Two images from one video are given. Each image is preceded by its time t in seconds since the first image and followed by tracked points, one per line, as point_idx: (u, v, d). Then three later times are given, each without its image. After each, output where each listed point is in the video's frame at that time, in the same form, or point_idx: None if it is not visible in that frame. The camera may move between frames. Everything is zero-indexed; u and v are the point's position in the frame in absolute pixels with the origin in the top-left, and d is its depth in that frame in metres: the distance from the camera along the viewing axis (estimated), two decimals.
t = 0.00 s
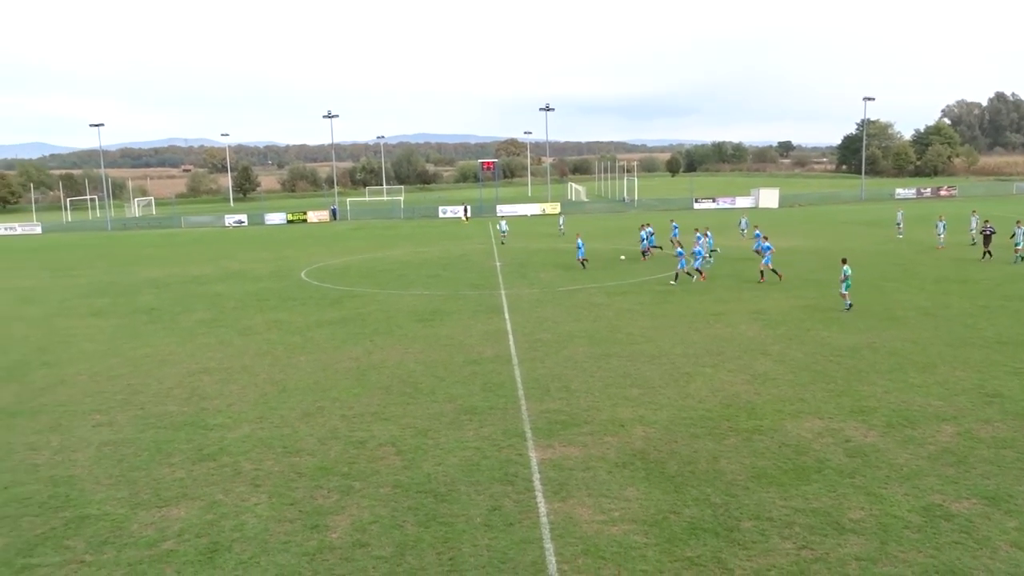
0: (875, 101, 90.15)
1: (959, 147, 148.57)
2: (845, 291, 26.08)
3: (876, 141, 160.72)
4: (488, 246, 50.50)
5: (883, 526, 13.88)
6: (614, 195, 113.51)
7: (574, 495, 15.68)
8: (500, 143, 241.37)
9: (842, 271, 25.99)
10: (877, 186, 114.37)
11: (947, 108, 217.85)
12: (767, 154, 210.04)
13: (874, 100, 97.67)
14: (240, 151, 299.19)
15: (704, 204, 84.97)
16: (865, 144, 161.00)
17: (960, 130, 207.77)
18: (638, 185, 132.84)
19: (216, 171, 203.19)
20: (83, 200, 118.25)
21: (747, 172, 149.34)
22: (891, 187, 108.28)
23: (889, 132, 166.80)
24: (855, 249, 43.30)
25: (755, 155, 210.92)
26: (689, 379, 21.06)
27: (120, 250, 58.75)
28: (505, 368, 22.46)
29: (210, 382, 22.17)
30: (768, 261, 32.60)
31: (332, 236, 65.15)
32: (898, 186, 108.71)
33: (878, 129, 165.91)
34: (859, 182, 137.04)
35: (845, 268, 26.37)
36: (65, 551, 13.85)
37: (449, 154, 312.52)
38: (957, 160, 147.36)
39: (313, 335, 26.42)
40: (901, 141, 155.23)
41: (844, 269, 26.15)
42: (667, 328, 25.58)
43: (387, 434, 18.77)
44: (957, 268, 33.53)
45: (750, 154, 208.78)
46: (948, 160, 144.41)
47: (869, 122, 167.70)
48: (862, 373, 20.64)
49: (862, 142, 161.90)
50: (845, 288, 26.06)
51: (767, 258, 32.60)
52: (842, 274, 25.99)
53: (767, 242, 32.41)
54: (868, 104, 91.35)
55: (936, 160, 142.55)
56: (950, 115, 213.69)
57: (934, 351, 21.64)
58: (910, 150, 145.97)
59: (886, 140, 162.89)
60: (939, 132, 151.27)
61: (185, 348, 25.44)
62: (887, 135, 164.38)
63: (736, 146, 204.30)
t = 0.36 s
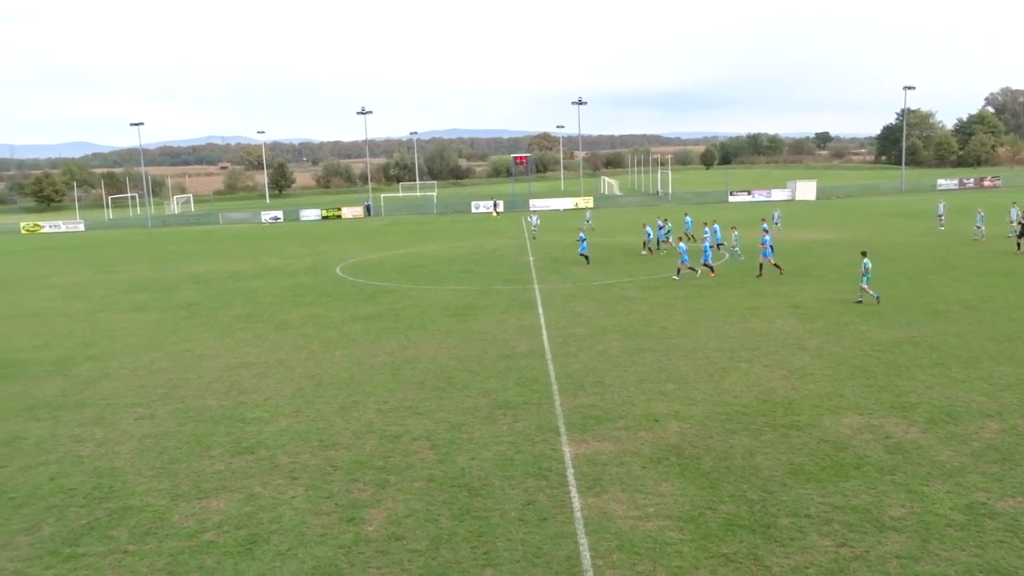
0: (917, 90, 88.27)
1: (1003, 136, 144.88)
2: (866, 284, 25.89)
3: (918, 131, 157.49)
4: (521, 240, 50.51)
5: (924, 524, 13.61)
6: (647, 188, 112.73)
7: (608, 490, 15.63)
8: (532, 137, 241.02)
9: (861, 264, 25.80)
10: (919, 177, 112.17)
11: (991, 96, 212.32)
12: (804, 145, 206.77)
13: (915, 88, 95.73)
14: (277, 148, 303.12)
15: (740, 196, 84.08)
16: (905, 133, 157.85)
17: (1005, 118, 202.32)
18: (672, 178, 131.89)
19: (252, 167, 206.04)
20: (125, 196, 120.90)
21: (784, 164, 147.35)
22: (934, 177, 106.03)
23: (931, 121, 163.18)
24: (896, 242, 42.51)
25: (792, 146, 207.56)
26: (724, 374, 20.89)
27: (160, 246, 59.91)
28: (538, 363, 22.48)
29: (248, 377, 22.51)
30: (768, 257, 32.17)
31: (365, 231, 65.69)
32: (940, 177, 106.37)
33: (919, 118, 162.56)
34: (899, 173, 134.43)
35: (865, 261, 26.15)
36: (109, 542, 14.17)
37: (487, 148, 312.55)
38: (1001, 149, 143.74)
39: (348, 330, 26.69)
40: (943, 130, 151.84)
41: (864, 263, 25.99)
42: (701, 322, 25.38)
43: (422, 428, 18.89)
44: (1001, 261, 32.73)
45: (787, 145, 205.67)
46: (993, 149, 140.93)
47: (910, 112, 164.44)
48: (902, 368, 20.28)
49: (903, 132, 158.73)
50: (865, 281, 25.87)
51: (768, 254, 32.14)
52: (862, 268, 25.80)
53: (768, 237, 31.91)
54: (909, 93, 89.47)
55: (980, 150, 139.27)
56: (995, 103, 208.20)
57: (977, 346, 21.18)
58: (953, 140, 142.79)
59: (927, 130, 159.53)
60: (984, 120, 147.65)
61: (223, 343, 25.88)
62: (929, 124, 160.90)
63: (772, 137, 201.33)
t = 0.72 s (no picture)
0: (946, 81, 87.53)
1: None
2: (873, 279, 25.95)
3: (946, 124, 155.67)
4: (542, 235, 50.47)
5: (952, 521, 13.41)
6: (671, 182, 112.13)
7: (631, 485, 15.56)
8: (554, 132, 240.93)
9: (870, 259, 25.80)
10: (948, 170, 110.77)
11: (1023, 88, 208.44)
12: (830, 138, 204.56)
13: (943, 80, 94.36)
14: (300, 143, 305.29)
15: (765, 190, 83.42)
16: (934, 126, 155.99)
17: None
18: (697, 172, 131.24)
19: (277, 163, 207.83)
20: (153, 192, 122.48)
21: (810, 159, 146.20)
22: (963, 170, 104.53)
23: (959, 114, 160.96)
24: (924, 235, 41.98)
25: (818, 139, 205.22)
26: (748, 369, 20.77)
27: (185, 241, 60.58)
28: (561, 357, 22.46)
29: (273, 371, 22.69)
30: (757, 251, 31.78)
31: (387, 226, 66.00)
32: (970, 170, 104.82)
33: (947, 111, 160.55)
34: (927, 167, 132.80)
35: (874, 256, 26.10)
36: (136, 533, 14.35)
37: (509, 143, 312.55)
38: None
39: (371, 324, 26.82)
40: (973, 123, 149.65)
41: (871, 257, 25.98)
42: (725, 317, 25.23)
43: (444, 422, 18.94)
44: None
45: (813, 139, 203.53)
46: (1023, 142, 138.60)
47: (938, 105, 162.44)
48: (929, 364, 20.01)
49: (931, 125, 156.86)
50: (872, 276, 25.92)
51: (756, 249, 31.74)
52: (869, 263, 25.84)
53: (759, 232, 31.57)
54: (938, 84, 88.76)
55: (1010, 143, 137.20)
56: None
57: (1006, 342, 20.86)
58: (982, 133, 140.95)
59: (956, 122, 157.59)
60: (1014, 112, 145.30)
61: (249, 337, 26.13)
62: (958, 117, 158.74)
63: (797, 131, 199.34)
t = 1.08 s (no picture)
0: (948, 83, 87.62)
1: None
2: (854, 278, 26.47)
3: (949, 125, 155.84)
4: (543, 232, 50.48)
5: (951, 521, 13.44)
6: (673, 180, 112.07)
7: (631, 483, 15.58)
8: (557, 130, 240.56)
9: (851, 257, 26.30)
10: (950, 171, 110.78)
11: None
12: (833, 137, 204.43)
13: (946, 81, 94.43)
14: (303, 138, 304.94)
15: (767, 190, 83.41)
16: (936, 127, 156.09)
17: None
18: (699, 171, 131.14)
19: (279, 157, 207.48)
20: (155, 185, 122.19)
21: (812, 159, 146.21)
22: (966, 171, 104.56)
23: (962, 115, 161.10)
24: (927, 236, 42.02)
25: (820, 138, 205.15)
26: (749, 367, 20.80)
27: (185, 235, 60.49)
28: (562, 355, 22.48)
29: (274, 365, 22.69)
30: (724, 252, 32.07)
31: (389, 221, 65.93)
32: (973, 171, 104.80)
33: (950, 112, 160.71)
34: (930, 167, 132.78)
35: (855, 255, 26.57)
36: (136, 527, 14.35)
37: (511, 139, 312.07)
38: None
39: (372, 319, 26.83)
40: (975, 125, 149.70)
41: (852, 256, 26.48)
42: (726, 315, 25.25)
43: (445, 418, 18.94)
44: None
45: (815, 138, 203.41)
46: None
47: (941, 105, 162.56)
48: (929, 365, 20.03)
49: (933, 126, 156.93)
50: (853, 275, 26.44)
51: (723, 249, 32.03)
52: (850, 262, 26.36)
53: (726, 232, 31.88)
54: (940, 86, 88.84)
55: (1012, 144, 137.29)
56: None
57: (1006, 344, 20.90)
58: (984, 134, 141.17)
59: (959, 123, 157.76)
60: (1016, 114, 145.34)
61: (250, 332, 26.12)
62: (960, 118, 158.92)
63: (799, 130, 199.27)
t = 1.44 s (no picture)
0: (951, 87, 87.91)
1: None
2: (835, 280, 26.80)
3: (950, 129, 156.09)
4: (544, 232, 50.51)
5: (948, 525, 13.45)
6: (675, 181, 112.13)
7: (628, 484, 15.58)
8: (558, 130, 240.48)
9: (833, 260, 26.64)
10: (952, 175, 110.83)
11: None
12: (834, 140, 204.56)
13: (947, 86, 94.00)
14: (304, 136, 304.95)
15: (768, 192, 83.41)
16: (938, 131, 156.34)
17: None
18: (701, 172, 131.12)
19: (281, 154, 207.54)
20: (156, 181, 122.05)
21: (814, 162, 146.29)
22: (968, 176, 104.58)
23: (963, 119, 161.35)
24: (927, 240, 42.08)
25: (822, 140, 205.24)
26: (748, 370, 20.81)
27: (186, 231, 60.43)
28: (561, 355, 22.49)
29: (273, 362, 22.69)
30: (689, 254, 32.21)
31: (390, 220, 65.94)
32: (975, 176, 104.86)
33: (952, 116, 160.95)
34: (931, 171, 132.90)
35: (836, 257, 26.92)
36: (133, 522, 14.34)
37: (512, 138, 311.89)
38: None
39: (372, 317, 26.84)
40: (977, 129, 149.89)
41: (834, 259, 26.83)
42: (726, 317, 25.28)
43: (443, 417, 18.95)
44: None
45: (817, 140, 203.50)
46: None
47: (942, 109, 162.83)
48: (927, 369, 20.05)
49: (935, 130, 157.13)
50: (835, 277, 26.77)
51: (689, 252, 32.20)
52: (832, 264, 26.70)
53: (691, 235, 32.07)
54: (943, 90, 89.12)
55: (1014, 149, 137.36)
56: None
57: (1005, 348, 20.93)
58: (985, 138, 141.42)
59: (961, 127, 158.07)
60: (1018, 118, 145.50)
61: (249, 329, 26.11)
62: (961, 122, 159.36)
63: (801, 133, 199.44)
